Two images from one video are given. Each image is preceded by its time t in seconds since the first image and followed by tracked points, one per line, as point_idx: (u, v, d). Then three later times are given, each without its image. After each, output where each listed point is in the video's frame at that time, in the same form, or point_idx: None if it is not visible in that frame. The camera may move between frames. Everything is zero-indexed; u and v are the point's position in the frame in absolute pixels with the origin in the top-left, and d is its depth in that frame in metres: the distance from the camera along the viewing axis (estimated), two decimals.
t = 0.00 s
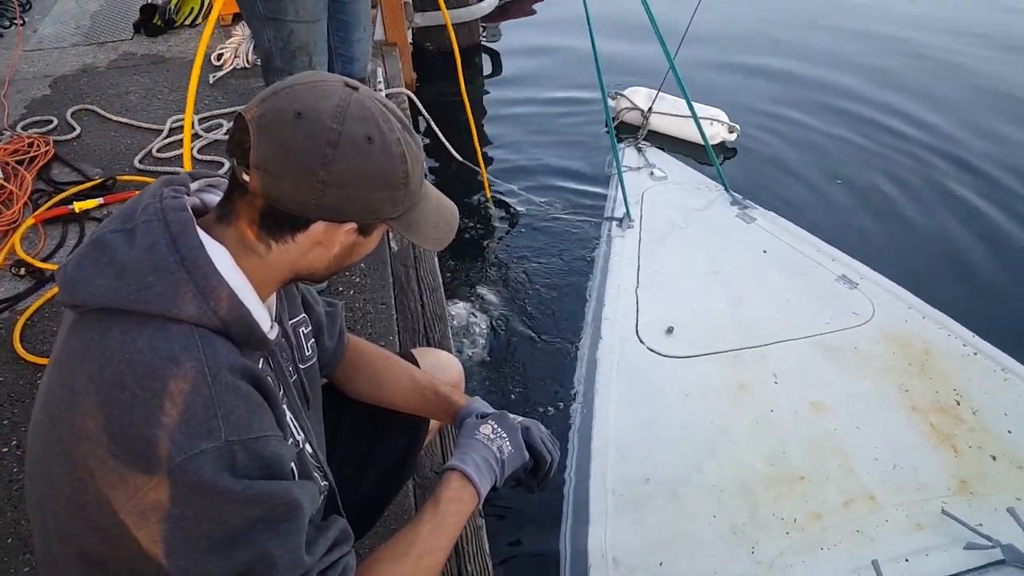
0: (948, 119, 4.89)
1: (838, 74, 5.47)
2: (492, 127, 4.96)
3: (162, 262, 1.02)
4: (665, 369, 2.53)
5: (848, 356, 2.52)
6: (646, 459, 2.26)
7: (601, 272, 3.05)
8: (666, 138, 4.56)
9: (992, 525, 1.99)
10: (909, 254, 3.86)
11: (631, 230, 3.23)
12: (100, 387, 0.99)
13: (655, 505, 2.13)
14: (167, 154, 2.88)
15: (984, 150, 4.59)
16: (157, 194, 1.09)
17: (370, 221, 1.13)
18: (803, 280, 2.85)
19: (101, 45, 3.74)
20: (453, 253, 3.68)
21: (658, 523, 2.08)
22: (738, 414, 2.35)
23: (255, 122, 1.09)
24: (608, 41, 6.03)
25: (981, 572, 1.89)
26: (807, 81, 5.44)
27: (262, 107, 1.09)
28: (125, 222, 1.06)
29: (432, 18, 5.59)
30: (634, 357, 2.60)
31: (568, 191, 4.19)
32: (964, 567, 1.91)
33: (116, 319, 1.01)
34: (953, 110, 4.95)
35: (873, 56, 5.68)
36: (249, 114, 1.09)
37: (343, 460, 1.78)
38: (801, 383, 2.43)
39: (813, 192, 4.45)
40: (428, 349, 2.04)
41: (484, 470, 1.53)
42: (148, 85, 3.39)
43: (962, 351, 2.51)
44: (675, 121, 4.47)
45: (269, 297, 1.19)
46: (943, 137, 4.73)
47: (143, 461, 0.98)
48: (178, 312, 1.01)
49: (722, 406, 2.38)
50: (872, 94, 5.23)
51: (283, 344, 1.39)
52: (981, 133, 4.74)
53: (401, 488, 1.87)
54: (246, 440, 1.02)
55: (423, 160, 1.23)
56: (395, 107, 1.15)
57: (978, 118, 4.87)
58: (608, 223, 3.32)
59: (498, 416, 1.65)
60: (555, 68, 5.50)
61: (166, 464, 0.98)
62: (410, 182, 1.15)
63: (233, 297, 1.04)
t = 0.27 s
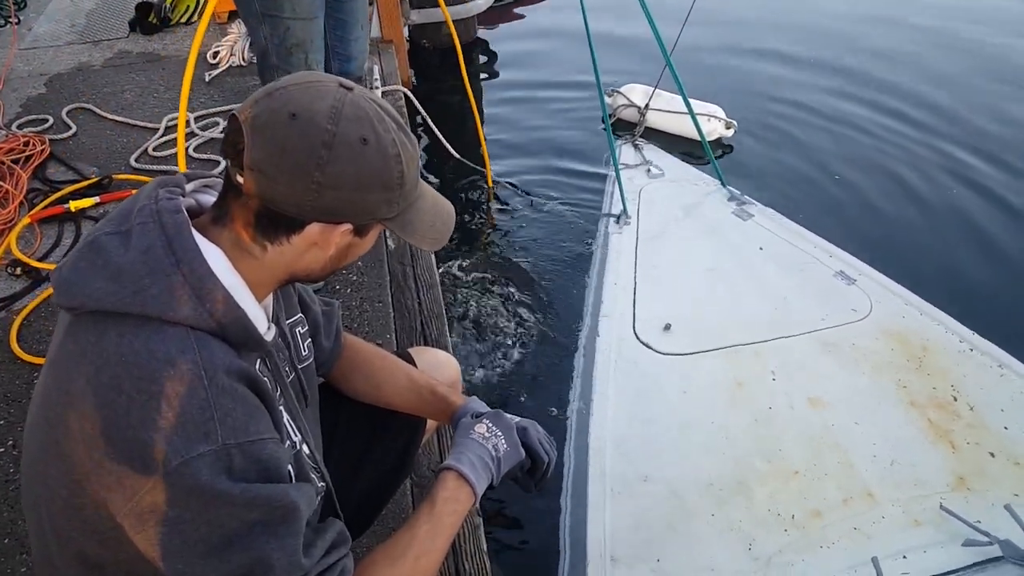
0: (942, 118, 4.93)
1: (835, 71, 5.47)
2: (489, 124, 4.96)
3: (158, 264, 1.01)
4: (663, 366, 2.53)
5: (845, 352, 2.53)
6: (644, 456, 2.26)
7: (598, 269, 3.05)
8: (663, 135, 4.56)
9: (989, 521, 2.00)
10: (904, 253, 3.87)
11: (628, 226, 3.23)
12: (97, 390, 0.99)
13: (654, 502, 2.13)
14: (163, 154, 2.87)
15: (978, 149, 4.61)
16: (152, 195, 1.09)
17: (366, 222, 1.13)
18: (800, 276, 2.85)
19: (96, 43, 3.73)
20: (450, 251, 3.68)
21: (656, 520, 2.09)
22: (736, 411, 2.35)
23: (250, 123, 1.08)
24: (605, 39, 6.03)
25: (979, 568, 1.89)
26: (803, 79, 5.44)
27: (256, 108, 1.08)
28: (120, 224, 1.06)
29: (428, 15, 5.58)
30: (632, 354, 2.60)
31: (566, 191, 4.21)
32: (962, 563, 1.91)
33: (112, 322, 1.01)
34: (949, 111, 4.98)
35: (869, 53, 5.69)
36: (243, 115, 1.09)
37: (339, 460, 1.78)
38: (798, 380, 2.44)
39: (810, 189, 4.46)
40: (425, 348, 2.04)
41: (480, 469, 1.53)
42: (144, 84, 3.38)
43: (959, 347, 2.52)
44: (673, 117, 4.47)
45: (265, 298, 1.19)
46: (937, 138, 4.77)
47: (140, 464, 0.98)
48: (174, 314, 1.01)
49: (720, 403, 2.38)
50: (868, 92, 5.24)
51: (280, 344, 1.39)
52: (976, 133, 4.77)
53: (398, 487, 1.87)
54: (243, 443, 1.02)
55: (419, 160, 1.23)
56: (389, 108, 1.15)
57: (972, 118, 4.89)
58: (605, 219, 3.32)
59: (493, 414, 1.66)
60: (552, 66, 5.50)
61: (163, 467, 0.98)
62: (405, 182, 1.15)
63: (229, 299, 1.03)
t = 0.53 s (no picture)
0: (944, 114, 4.91)
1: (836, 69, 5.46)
2: (489, 124, 4.95)
3: (160, 266, 1.01)
4: (663, 365, 2.53)
5: (846, 350, 2.52)
6: (645, 456, 2.26)
7: (599, 268, 3.04)
8: (663, 133, 4.55)
9: (990, 520, 1.99)
10: (905, 251, 3.86)
11: (628, 225, 3.23)
12: (99, 392, 0.99)
13: (655, 502, 2.13)
14: (163, 154, 2.87)
15: (980, 145, 4.59)
16: (153, 197, 1.08)
17: (368, 224, 1.13)
18: (801, 275, 2.85)
19: (96, 44, 3.73)
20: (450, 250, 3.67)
21: (656, 519, 2.08)
22: (736, 410, 2.35)
23: (251, 126, 1.08)
24: (605, 38, 6.02)
25: (980, 566, 1.89)
26: (803, 77, 5.43)
27: (258, 111, 1.08)
28: (122, 226, 1.06)
29: (427, 14, 5.57)
30: (633, 353, 2.60)
31: (566, 191, 4.21)
32: (963, 562, 1.91)
33: (115, 324, 1.01)
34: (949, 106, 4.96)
35: (870, 50, 5.67)
36: (245, 117, 1.09)
37: (340, 460, 1.78)
38: (800, 379, 2.43)
39: (811, 187, 4.45)
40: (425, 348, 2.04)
41: (480, 470, 1.53)
42: (143, 84, 3.38)
43: (960, 345, 2.51)
44: (673, 116, 4.47)
45: (267, 299, 1.19)
46: (938, 134, 4.76)
47: (143, 466, 0.98)
48: (177, 316, 1.01)
49: (721, 402, 2.38)
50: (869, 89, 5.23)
51: (281, 345, 1.39)
52: (977, 129, 4.75)
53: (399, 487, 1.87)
54: (245, 445, 1.02)
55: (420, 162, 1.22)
56: (391, 109, 1.15)
57: (974, 114, 4.87)
58: (605, 219, 3.32)
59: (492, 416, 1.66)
60: (552, 64, 5.49)
61: (165, 469, 0.98)
62: (407, 183, 1.15)
63: (231, 301, 1.03)
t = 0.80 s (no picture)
0: (948, 110, 4.88)
1: (840, 65, 5.44)
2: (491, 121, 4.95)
3: (164, 262, 1.02)
4: (665, 363, 2.53)
5: (848, 349, 2.52)
6: (646, 454, 2.26)
7: (601, 266, 3.05)
8: (666, 131, 4.55)
9: (992, 521, 1.99)
10: (909, 248, 3.85)
11: (630, 223, 3.23)
12: (103, 388, 0.99)
13: (656, 500, 2.13)
14: (166, 151, 2.87)
15: (985, 141, 4.57)
16: (157, 194, 1.09)
17: (371, 221, 1.13)
18: (803, 273, 2.85)
19: (99, 40, 3.74)
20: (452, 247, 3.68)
21: (657, 517, 2.09)
22: (737, 409, 2.35)
23: (254, 123, 1.08)
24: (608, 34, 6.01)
25: (981, 565, 1.89)
26: (807, 74, 5.41)
27: (261, 108, 1.08)
28: (126, 223, 1.06)
29: (430, 11, 5.57)
30: (634, 351, 2.60)
31: (569, 189, 4.21)
32: (964, 562, 1.91)
33: (119, 320, 1.01)
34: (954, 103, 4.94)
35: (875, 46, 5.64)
36: (248, 114, 1.09)
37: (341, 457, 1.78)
38: (801, 378, 2.43)
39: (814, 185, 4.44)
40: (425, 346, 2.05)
41: (481, 465, 1.53)
42: (147, 81, 3.38)
43: (962, 345, 2.51)
44: (676, 114, 4.46)
45: (270, 295, 1.19)
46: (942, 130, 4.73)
47: (147, 462, 0.98)
48: (182, 312, 1.01)
49: (723, 400, 2.38)
50: (873, 85, 5.21)
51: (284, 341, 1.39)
52: (982, 125, 4.73)
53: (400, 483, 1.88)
54: (250, 440, 1.03)
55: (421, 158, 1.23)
56: (393, 106, 1.15)
57: (979, 110, 4.84)
58: (606, 217, 3.31)
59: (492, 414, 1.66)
60: (555, 61, 5.49)
61: (169, 464, 0.98)
62: (409, 180, 1.15)
63: (234, 297, 1.04)
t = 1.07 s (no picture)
0: (951, 108, 4.87)
1: (843, 63, 5.43)
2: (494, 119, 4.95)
3: (168, 257, 1.02)
4: (667, 362, 2.52)
5: (851, 347, 2.52)
6: (648, 452, 2.26)
7: (602, 264, 3.04)
8: (668, 129, 4.54)
9: (995, 520, 1.98)
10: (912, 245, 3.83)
11: (632, 222, 3.22)
12: (107, 382, 0.99)
13: (658, 498, 2.13)
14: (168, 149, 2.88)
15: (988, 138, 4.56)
16: (161, 190, 1.09)
17: (375, 217, 1.13)
18: (805, 271, 2.84)
19: (102, 39, 3.74)
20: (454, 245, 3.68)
21: (660, 515, 2.09)
22: (740, 408, 2.34)
23: (258, 119, 1.08)
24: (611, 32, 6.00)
25: (985, 564, 1.88)
26: (809, 72, 5.40)
27: (266, 104, 1.08)
28: (130, 219, 1.06)
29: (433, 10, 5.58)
30: (636, 349, 2.60)
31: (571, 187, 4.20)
32: (967, 560, 1.90)
33: (124, 316, 1.01)
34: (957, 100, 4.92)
35: (878, 43, 5.63)
36: (252, 111, 1.09)
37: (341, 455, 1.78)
38: (804, 376, 2.43)
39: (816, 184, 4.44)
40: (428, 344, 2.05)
41: (483, 463, 1.53)
42: (149, 79, 3.39)
43: (965, 343, 2.50)
44: (678, 112, 4.46)
45: (274, 292, 1.19)
46: (945, 127, 4.71)
47: (152, 457, 0.99)
48: (186, 307, 1.01)
49: (725, 399, 2.37)
50: (876, 83, 5.20)
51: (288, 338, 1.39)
52: (986, 122, 4.72)
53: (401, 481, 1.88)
54: (253, 436, 1.03)
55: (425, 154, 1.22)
56: (396, 102, 1.15)
57: (982, 108, 4.82)
58: (608, 216, 3.31)
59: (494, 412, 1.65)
60: (557, 60, 5.48)
61: (174, 460, 0.98)
62: (413, 177, 1.15)
63: (238, 292, 1.03)
